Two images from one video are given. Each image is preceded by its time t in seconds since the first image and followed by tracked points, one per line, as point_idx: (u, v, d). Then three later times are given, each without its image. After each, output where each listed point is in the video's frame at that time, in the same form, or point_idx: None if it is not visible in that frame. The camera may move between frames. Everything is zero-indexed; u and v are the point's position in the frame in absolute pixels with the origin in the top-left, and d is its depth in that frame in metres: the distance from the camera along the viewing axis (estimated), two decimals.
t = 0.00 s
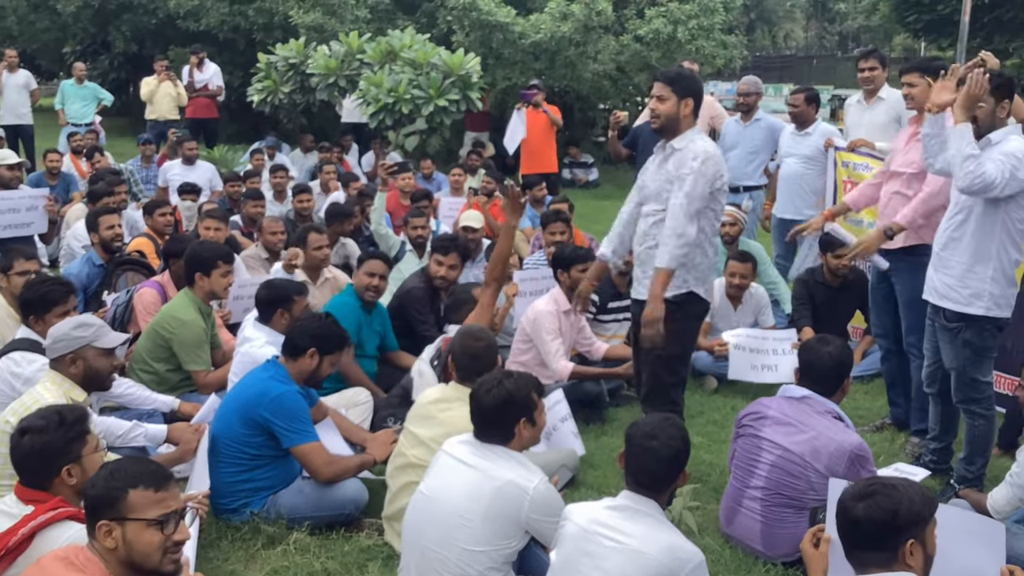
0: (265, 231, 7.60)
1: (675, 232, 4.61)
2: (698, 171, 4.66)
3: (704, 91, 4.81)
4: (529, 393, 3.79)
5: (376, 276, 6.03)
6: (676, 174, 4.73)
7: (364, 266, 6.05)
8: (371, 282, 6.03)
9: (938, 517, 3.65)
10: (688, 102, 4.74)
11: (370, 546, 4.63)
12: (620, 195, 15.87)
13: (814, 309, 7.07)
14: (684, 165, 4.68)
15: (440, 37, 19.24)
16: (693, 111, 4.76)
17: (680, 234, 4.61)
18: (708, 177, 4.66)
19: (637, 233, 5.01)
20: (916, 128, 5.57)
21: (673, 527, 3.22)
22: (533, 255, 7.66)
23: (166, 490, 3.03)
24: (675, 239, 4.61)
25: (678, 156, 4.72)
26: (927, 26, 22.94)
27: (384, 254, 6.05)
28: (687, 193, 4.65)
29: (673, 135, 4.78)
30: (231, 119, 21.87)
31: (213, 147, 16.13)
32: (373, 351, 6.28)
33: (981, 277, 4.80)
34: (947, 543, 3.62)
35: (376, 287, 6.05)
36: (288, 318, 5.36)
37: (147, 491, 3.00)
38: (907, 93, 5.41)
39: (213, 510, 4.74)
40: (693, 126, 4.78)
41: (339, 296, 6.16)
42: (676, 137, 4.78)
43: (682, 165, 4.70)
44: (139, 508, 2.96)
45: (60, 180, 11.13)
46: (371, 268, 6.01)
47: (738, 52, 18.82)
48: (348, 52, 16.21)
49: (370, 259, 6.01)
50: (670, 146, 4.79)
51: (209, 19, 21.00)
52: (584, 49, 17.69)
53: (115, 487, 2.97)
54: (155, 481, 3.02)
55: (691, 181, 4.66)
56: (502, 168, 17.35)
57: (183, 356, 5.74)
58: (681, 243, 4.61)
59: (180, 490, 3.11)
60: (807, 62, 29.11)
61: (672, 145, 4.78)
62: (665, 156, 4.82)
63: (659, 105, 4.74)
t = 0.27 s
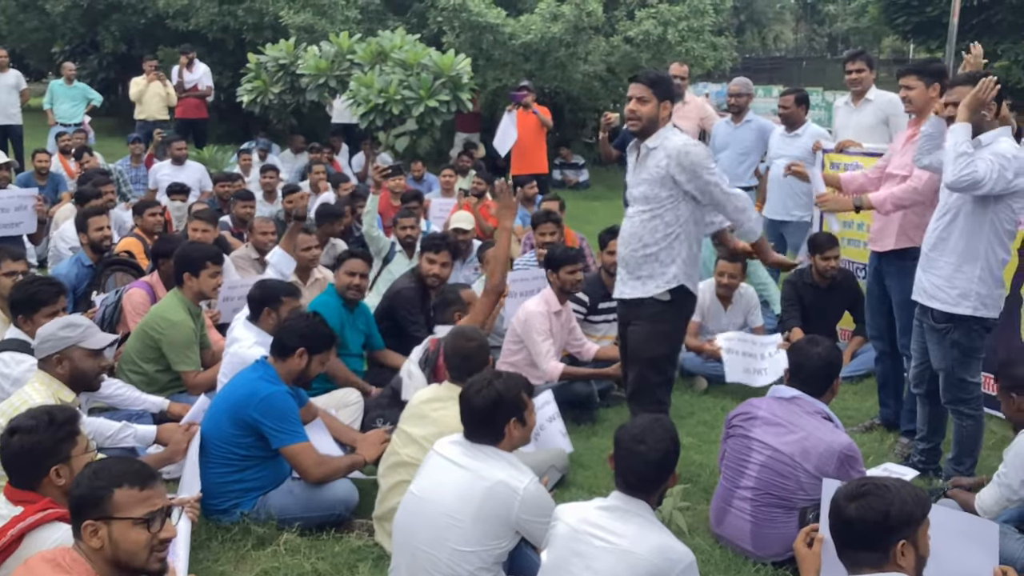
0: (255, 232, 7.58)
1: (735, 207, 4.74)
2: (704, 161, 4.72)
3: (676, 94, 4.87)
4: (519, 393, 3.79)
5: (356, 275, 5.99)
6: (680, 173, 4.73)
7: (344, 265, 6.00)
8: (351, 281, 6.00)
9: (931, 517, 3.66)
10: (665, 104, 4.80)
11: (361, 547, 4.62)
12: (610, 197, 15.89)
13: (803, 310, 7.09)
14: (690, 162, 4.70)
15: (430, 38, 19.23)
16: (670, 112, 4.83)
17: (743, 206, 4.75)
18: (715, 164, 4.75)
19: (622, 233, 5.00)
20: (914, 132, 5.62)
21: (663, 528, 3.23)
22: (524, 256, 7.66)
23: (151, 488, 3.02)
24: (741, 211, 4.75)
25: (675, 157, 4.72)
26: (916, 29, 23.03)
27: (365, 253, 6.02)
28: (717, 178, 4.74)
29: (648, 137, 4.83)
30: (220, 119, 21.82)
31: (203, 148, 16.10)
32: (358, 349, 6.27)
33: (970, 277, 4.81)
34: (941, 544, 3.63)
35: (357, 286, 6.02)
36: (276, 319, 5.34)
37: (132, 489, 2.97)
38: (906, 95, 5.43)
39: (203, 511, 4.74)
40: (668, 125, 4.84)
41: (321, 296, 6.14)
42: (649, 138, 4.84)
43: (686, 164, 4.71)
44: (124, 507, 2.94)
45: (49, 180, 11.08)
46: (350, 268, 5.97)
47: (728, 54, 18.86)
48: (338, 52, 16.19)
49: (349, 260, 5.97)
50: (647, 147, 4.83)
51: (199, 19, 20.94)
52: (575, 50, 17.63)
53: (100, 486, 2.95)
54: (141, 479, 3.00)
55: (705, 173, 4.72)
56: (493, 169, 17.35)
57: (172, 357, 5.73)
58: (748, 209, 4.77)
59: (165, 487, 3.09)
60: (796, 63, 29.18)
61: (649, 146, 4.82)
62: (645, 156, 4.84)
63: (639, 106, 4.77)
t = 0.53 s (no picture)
0: (246, 230, 7.57)
1: (703, 230, 4.72)
2: (698, 169, 4.75)
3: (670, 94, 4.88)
4: (509, 391, 3.80)
5: (354, 274, 6.01)
6: (672, 177, 4.75)
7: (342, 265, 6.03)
8: (348, 281, 6.02)
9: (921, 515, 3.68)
10: (662, 104, 4.81)
11: (352, 545, 4.62)
12: (601, 196, 15.90)
13: (793, 310, 7.13)
14: (684, 167, 4.72)
15: (421, 37, 19.22)
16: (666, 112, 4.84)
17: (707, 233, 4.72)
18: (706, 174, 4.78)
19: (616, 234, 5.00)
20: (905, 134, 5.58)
21: (655, 526, 3.23)
22: (515, 254, 7.67)
23: (137, 485, 3.01)
24: (704, 238, 4.72)
25: (669, 157, 4.73)
26: (905, 29, 23.11)
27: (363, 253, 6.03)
28: (699, 193, 4.74)
29: (644, 136, 4.84)
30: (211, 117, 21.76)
31: (193, 146, 16.06)
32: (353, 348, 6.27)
33: (960, 279, 4.83)
34: (933, 542, 3.67)
35: (354, 286, 6.03)
36: (267, 316, 5.33)
37: (117, 487, 2.97)
38: (899, 97, 5.49)
39: (194, 510, 4.73)
40: (664, 125, 4.85)
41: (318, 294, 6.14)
42: (646, 136, 4.84)
43: (678, 167, 4.72)
44: (110, 504, 2.94)
45: (38, 179, 11.04)
46: (348, 267, 5.99)
47: (719, 54, 18.89)
48: (329, 51, 16.17)
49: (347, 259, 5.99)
50: (643, 146, 4.84)
51: (189, 17, 20.89)
52: (565, 49, 17.72)
53: (85, 484, 2.94)
54: (125, 476, 3.00)
55: (695, 181, 4.73)
56: (484, 168, 17.35)
57: (163, 356, 5.71)
58: (710, 238, 4.73)
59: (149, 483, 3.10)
60: (786, 64, 29.24)
61: (646, 145, 4.83)
62: (641, 155, 4.85)
63: (636, 108, 4.77)
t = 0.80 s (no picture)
0: (236, 228, 7.55)
1: (670, 232, 4.65)
2: (700, 177, 4.74)
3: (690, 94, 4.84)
4: (501, 387, 3.80)
5: (371, 279, 6.06)
6: (676, 178, 4.74)
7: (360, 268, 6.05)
8: (366, 284, 6.05)
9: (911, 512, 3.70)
10: (679, 103, 4.76)
11: (344, 543, 4.61)
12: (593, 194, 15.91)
13: (785, 308, 7.16)
14: (688, 170, 4.72)
15: (413, 34, 19.19)
16: (683, 111, 4.80)
17: (668, 237, 4.65)
18: (707, 185, 4.75)
19: (609, 227, 5.00)
20: (896, 134, 5.64)
21: (647, 524, 3.24)
22: (507, 252, 7.67)
23: (122, 486, 3.00)
24: (665, 238, 4.64)
25: (681, 160, 4.73)
26: (897, 28, 23.15)
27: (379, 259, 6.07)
28: (687, 200, 4.72)
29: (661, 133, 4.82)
30: (202, 115, 21.74)
31: (185, 144, 16.02)
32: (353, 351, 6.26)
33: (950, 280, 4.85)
34: (922, 540, 3.66)
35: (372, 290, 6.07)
36: (258, 314, 5.31)
37: (101, 488, 2.96)
38: (889, 96, 5.45)
39: (186, 507, 4.72)
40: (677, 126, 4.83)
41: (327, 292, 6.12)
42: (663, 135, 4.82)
43: (683, 169, 4.72)
44: (94, 506, 2.92)
45: (29, 176, 11.01)
46: (369, 271, 6.02)
47: (711, 53, 18.92)
48: (321, 49, 16.15)
49: (369, 262, 6.03)
50: (656, 143, 4.82)
51: (181, 14, 20.86)
52: (557, 47, 17.74)
53: (71, 485, 2.93)
54: (111, 478, 2.98)
55: (693, 187, 4.72)
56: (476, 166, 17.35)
57: (154, 354, 5.70)
58: (669, 242, 4.65)
59: (134, 483, 3.08)
60: (777, 63, 29.28)
61: (659, 142, 4.81)
62: (653, 151, 4.83)
63: (650, 104, 4.72)
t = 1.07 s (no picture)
0: (228, 226, 7.55)
1: (678, 243, 4.72)
2: (702, 181, 4.76)
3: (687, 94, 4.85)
4: (493, 384, 3.81)
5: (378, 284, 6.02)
6: (678, 182, 4.76)
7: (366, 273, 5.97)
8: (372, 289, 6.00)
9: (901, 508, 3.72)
10: (674, 101, 4.75)
11: (337, 540, 4.62)
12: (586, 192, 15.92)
13: (777, 306, 7.17)
14: (689, 175, 4.74)
15: (406, 32, 19.18)
16: (679, 110, 4.79)
17: (675, 245, 4.72)
18: (708, 189, 4.78)
19: (602, 226, 5.00)
20: (896, 133, 5.71)
21: (639, 521, 3.25)
22: (500, 250, 7.68)
23: (115, 487, 2.99)
24: (674, 250, 4.72)
25: (682, 163, 4.75)
26: (889, 27, 23.21)
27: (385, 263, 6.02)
28: (691, 206, 4.74)
29: (657, 133, 4.84)
30: (194, 113, 21.71)
31: (177, 141, 15.99)
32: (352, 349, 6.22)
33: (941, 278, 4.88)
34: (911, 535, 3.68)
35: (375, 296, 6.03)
36: (252, 311, 5.31)
37: (94, 491, 2.95)
38: (890, 95, 5.47)
39: (179, 505, 4.72)
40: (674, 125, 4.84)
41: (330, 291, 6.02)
42: (660, 134, 4.84)
43: (685, 174, 4.74)
44: (87, 508, 2.92)
45: (21, 174, 10.98)
46: (375, 275, 5.97)
47: (703, 51, 18.95)
48: (313, 46, 16.13)
49: (375, 267, 5.98)
50: (655, 143, 4.84)
51: (173, 11, 20.82)
52: (550, 45, 17.75)
53: (63, 487, 2.92)
54: (104, 479, 2.97)
55: (696, 191, 4.74)
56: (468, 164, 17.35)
57: (147, 351, 5.70)
58: (678, 253, 4.72)
59: (128, 482, 3.07)
60: (769, 61, 29.31)
61: (658, 142, 4.83)
62: (651, 151, 4.84)
63: (646, 101, 4.71)
